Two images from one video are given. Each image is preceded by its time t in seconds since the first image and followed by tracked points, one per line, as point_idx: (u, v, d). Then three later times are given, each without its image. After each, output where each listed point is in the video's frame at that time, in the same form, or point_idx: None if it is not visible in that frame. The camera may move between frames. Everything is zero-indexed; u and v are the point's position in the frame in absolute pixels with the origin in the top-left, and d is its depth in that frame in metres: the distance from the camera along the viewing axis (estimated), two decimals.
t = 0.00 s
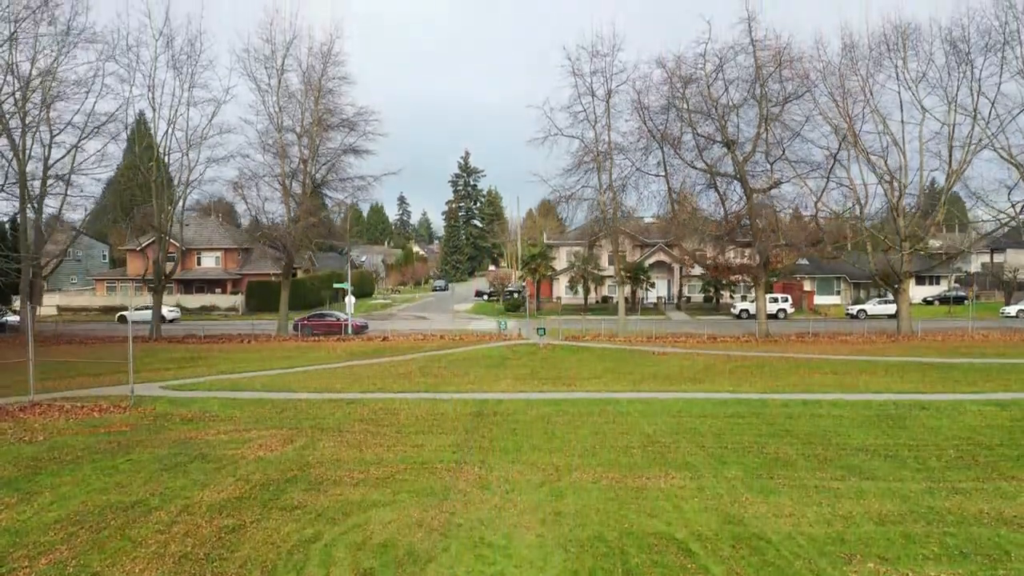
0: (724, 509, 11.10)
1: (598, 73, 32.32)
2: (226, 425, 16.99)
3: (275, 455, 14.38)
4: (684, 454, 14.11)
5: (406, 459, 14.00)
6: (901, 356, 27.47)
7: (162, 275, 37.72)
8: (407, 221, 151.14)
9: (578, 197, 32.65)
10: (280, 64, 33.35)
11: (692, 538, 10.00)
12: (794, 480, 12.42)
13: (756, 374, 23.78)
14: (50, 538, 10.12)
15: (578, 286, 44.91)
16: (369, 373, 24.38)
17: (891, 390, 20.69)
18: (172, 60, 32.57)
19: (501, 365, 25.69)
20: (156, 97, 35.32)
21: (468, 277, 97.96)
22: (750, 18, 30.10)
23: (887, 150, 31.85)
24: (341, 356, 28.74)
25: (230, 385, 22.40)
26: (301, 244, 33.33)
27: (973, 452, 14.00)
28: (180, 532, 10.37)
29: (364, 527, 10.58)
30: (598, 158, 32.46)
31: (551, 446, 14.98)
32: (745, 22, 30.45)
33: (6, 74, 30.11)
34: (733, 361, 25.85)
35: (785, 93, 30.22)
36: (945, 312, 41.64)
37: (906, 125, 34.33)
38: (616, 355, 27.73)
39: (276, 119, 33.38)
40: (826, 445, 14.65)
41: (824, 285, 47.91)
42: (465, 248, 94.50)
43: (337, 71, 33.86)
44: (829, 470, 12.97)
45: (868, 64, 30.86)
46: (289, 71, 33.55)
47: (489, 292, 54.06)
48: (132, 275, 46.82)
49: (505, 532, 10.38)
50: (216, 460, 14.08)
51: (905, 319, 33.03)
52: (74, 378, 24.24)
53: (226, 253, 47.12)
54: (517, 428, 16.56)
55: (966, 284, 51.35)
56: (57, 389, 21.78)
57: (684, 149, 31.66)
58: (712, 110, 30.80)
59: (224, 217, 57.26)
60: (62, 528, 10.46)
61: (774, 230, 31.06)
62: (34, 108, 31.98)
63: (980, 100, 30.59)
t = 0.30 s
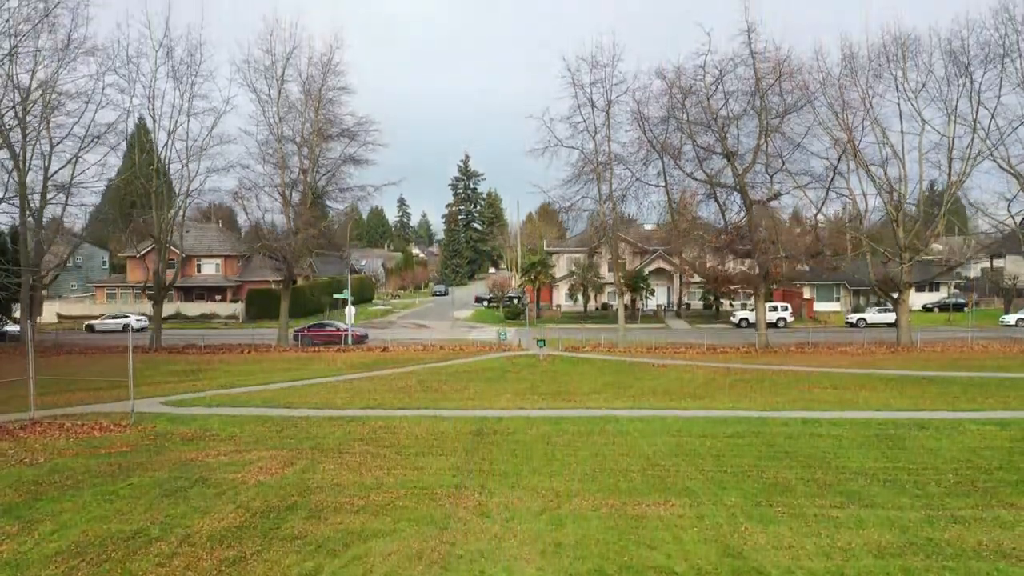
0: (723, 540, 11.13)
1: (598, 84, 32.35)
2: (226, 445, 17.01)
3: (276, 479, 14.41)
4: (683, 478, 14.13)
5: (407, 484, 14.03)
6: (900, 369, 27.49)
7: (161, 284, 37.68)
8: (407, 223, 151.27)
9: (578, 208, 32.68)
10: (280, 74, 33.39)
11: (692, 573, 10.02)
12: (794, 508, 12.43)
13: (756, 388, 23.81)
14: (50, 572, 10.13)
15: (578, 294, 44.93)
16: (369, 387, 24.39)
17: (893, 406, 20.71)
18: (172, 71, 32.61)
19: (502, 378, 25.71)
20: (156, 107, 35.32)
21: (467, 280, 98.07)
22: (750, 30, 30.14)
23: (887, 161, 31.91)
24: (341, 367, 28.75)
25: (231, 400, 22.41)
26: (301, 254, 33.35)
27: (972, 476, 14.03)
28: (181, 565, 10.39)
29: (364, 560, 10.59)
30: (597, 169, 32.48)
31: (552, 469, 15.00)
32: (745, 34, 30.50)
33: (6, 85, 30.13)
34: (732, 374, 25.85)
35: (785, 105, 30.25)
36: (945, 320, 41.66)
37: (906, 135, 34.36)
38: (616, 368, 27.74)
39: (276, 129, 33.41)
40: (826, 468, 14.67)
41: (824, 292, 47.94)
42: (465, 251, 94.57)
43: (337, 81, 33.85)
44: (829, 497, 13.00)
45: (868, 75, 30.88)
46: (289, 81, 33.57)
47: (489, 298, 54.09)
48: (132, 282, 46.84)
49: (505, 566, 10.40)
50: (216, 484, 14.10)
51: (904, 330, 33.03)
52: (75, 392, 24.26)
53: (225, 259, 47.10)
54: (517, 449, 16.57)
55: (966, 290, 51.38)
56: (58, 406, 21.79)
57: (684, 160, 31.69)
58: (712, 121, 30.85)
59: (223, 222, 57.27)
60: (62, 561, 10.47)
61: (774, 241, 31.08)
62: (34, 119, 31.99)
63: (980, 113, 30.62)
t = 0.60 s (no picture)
0: (723, 571, 11.13)
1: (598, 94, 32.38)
2: (226, 466, 17.03)
3: (276, 503, 14.42)
4: (683, 502, 14.15)
5: (407, 508, 14.04)
6: (900, 382, 27.49)
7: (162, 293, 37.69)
8: (407, 225, 151.32)
9: (578, 219, 32.70)
10: (280, 84, 33.44)
11: None
12: (794, 535, 12.43)
13: (755, 402, 23.82)
14: None
15: (578, 302, 44.90)
16: (369, 401, 24.38)
17: (893, 421, 20.73)
18: (172, 81, 32.66)
19: (502, 391, 25.72)
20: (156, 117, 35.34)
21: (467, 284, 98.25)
22: (750, 41, 30.18)
23: (887, 172, 31.94)
24: (341, 379, 28.74)
25: (232, 415, 22.44)
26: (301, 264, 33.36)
27: (972, 501, 14.03)
28: None
29: None
30: (597, 180, 32.51)
31: (552, 491, 15.02)
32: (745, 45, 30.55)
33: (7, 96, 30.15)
34: (732, 387, 25.84)
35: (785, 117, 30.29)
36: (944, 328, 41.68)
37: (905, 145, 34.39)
38: (615, 380, 27.73)
39: (277, 139, 33.44)
40: (826, 492, 14.69)
41: (824, 299, 47.92)
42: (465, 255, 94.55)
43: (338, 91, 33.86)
44: (828, 523, 13.02)
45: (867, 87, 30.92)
46: (289, 91, 33.62)
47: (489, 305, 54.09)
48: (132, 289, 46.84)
49: None
50: (216, 509, 14.11)
51: (904, 341, 33.02)
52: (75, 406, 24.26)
53: (226, 266, 47.08)
54: (518, 469, 16.60)
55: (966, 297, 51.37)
56: (59, 421, 21.82)
57: (684, 171, 31.71)
58: (712, 132, 30.89)
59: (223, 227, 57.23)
60: None
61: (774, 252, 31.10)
62: (34, 129, 32.01)
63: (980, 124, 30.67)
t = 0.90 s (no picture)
0: None
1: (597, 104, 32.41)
2: (226, 486, 17.03)
3: (276, 526, 14.43)
4: (682, 527, 14.16)
5: (407, 533, 14.06)
6: (899, 394, 27.51)
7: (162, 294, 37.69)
8: (407, 227, 151.44)
9: (577, 229, 32.74)
10: (281, 95, 33.49)
11: None
12: (794, 563, 12.45)
13: (755, 416, 23.84)
14: None
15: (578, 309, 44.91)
16: (369, 415, 24.38)
17: (892, 437, 20.76)
18: (172, 91, 32.71)
19: (502, 404, 25.74)
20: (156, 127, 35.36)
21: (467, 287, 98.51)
22: (749, 53, 30.22)
23: (887, 183, 31.98)
24: (341, 391, 28.75)
25: (232, 430, 22.45)
26: (301, 275, 33.39)
27: (971, 526, 14.04)
28: None
29: None
30: (597, 190, 32.54)
31: (552, 513, 15.05)
32: (744, 56, 30.60)
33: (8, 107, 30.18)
34: (731, 401, 25.84)
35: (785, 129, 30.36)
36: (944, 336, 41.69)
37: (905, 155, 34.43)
38: (615, 392, 27.73)
39: (277, 150, 33.48)
40: (825, 515, 14.71)
41: (823, 306, 47.94)
42: (465, 258, 94.64)
43: (337, 101, 33.86)
44: (828, 549, 13.03)
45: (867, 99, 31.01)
46: (290, 101, 33.67)
47: (489, 311, 54.09)
48: (132, 295, 46.84)
49: None
50: (216, 533, 14.11)
51: (904, 352, 33.04)
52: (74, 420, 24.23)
53: (226, 273, 47.05)
54: (517, 490, 16.60)
55: (966, 303, 51.38)
56: (59, 437, 21.83)
57: (684, 182, 31.77)
58: (711, 143, 30.92)
59: (223, 233, 57.22)
60: None
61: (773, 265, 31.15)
62: (35, 140, 32.02)
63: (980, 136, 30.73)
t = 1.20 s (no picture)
0: None
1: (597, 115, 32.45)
2: (226, 506, 17.03)
3: (276, 550, 14.44)
4: (683, 551, 14.16)
5: (406, 557, 14.05)
6: (899, 406, 27.51)
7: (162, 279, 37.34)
8: (407, 228, 151.53)
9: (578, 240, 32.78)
10: (281, 105, 33.57)
11: None
12: None
13: (754, 430, 23.83)
14: None
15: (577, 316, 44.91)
16: (369, 429, 24.37)
17: (892, 453, 20.74)
18: (173, 102, 32.75)
19: (501, 417, 25.70)
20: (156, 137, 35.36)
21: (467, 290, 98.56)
22: (749, 64, 30.29)
23: (886, 194, 32.07)
24: (341, 403, 28.75)
25: (232, 446, 22.45)
26: (302, 285, 33.41)
27: (971, 551, 14.04)
28: None
29: None
30: (597, 201, 32.58)
31: (552, 536, 15.06)
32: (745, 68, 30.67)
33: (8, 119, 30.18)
34: (731, 414, 25.83)
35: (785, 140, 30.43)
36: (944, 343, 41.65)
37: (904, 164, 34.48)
38: (615, 404, 27.73)
39: (277, 160, 33.52)
40: (825, 538, 14.72)
41: (823, 312, 47.95)
42: (465, 261, 94.69)
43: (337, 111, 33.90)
44: None
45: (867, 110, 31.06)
46: (290, 111, 33.74)
47: (488, 317, 54.09)
48: (132, 302, 46.82)
49: None
50: (216, 558, 14.10)
51: (904, 363, 33.05)
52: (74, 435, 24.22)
53: (225, 280, 47.00)
54: (517, 511, 16.59)
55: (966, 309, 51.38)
56: (59, 453, 21.80)
57: (684, 193, 31.80)
58: (711, 155, 31.01)
59: (223, 239, 57.20)
60: None
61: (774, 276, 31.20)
62: (35, 151, 32.02)
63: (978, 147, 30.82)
